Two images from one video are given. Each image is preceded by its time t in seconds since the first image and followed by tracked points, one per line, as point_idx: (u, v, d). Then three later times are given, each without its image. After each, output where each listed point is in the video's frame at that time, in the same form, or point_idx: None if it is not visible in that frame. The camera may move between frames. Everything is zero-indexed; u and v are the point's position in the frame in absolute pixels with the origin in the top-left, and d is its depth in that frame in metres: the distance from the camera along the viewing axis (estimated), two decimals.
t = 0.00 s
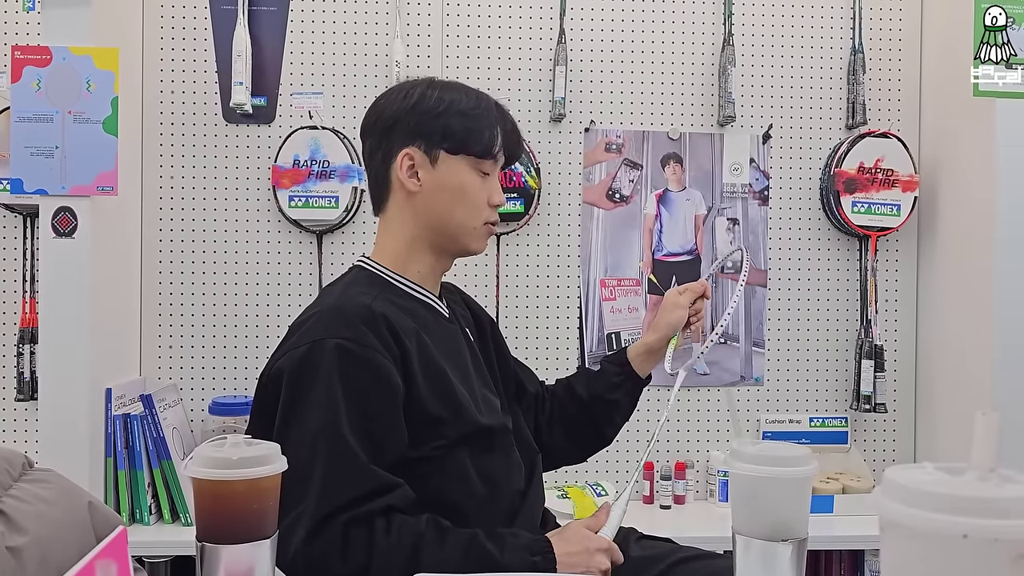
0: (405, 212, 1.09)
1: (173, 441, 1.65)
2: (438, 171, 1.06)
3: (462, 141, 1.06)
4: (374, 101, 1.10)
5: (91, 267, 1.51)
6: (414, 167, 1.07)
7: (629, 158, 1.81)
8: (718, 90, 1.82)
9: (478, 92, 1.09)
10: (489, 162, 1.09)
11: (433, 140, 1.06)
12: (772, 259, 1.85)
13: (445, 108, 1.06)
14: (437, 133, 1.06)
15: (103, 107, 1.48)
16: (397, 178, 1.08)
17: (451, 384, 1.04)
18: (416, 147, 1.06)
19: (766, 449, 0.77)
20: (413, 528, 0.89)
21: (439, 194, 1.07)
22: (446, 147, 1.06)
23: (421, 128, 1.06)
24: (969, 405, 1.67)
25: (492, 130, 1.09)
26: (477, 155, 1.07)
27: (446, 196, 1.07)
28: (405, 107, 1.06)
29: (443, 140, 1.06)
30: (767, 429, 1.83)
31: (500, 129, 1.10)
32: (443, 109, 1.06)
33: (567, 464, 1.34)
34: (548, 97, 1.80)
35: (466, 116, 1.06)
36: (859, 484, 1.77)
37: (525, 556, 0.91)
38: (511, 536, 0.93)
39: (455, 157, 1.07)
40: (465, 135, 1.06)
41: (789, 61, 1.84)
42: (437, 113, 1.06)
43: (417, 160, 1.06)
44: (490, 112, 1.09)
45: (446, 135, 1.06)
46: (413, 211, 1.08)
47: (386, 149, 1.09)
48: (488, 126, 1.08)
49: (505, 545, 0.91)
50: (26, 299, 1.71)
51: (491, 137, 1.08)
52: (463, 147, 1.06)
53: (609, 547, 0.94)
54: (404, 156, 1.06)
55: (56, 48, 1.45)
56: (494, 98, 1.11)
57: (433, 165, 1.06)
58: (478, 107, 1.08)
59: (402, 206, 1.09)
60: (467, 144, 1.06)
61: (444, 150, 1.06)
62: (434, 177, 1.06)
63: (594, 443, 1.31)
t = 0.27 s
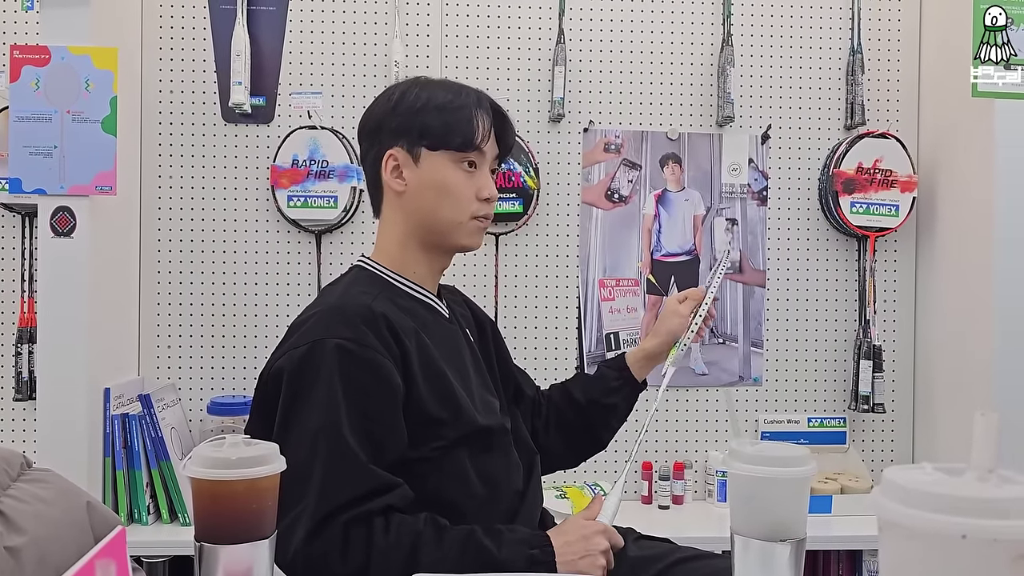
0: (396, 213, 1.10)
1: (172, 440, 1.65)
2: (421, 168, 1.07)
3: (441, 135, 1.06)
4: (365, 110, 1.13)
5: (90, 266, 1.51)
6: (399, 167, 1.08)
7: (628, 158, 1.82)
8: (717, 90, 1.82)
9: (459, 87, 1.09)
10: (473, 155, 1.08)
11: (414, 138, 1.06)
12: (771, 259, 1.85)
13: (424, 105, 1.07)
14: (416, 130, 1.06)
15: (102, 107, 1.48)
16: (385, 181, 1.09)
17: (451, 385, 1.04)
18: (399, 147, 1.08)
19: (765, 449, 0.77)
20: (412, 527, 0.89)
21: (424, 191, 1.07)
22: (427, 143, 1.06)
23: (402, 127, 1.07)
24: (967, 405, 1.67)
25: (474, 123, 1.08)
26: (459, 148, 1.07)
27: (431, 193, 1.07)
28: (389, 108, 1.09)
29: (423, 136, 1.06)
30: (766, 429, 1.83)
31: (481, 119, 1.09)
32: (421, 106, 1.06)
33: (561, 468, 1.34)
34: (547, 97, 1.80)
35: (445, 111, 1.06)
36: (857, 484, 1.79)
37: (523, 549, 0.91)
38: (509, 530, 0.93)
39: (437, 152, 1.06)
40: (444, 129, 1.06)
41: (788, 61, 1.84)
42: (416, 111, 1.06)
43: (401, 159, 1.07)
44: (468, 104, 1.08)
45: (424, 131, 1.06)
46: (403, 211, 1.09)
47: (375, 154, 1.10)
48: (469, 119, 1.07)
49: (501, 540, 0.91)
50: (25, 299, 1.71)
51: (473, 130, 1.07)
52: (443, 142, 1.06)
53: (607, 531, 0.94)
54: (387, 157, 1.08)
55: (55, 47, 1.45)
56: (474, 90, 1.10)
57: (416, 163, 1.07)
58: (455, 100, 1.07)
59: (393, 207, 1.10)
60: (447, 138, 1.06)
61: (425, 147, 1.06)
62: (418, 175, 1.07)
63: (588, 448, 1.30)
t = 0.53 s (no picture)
0: (389, 210, 1.10)
1: (168, 439, 1.65)
2: (414, 164, 1.07)
3: (432, 130, 1.05)
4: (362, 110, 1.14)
5: (86, 264, 1.50)
6: (392, 164, 1.08)
7: (625, 156, 1.82)
8: (713, 89, 1.82)
9: (452, 83, 1.09)
10: (465, 150, 1.08)
11: (406, 135, 1.07)
12: (768, 258, 1.85)
13: (415, 101, 1.07)
14: (406, 127, 1.06)
15: (97, 104, 1.47)
16: (379, 178, 1.10)
17: (447, 383, 1.03)
18: (392, 144, 1.08)
19: (761, 447, 0.77)
20: (405, 526, 0.89)
21: (416, 187, 1.07)
22: (419, 140, 1.06)
23: (394, 124, 1.07)
24: (964, 403, 1.67)
25: (465, 118, 1.08)
26: (451, 144, 1.06)
27: (423, 189, 1.07)
28: (381, 107, 1.09)
29: (414, 132, 1.06)
30: (762, 428, 1.82)
31: (473, 114, 1.08)
32: (412, 104, 1.07)
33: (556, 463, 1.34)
34: (543, 95, 1.80)
35: (436, 107, 1.06)
36: (854, 481, 1.77)
37: (516, 546, 0.91)
38: (501, 527, 0.93)
39: (428, 148, 1.06)
40: (434, 125, 1.05)
41: (784, 59, 1.84)
42: (407, 107, 1.07)
43: (394, 157, 1.08)
44: (459, 99, 1.08)
45: (415, 128, 1.06)
46: (396, 208, 1.09)
47: (369, 152, 1.11)
48: (461, 115, 1.07)
49: (494, 536, 0.91)
50: (20, 297, 1.70)
51: (465, 125, 1.07)
52: (434, 137, 1.06)
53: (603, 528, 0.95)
54: (380, 154, 1.08)
55: (50, 45, 1.45)
56: (466, 85, 1.10)
57: (408, 160, 1.07)
58: (445, 95, 1.07)
59: (387, 204, 1.10)
60: (438, 134, 1.05)
61: (416, 143, 1.06)
62: (410, 172, 1.07)
63: (584, 442, 1.31)
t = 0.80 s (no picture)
0: (390, 210, 1.10)
1: (167, 439, 1.65)
2: (415, 165, 1.07)
3: (434, 131, 1.05)
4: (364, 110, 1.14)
5: (85, 264, 1.50)
6: (393, 164, 1.08)
7: (624, 156, 1.82)
8: (712, 89, 1.82)
9: (453, 84, 1.09)
10: (467, 151, 1.08)
11: (407, 135, 1.07)
12: (767, 258, 1.85)
13: (416, 102, 1.07)
14: (408, 127, 1.06)
15: (97, 104, 1.47)
16: (380, 178, 1.10)
17: (447, 383, 1.03)
18: (393, 144, 1.08)
19: (758, 446, 0.77)
20: (410, 526, 0.89)
21: (417, 188, 1.07)
22: (420, 140, 1.06)
23: (396, 124, 1.07)
24: (962, 403, 1.67)
25: (467, 119, 1.08)
26: (452, 145, 1.06)
27: (424, 189, 1.07)
28: (383, 107, 1.09)
29: (416, 132, 1.06)
30: (761, 428, 1.83)
31: (474, 116, 1.09)
32: (413, 104, 1.07)
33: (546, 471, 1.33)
34: (543, 96, 1.80)
35: (438, 108, 1.06)
36: (851, 482, 1.76)
37: (519, 546, 0.90)
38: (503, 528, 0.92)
39: (429, 149, 1.06)
40: (436, 125, 1.06)
41: (783, 60, 1.85)
42: (408, 108, 1.07)
43: (396, 157, 1.08)
44: (460, 100, 1.08)
45: (416, 128, 1.06)
46: (397, 208, 1.09)
47: (370, 152, 1.11)
48: (462, 115, 1.07)
49: (497, 537, 0.91)
50: (19, 297, 1.70)
51: (466, 126, 1.07)
52: (436, 138, 1.06)
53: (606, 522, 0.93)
54: (382, 154, 1.08)
55: (50, 45, 1.45)
56: (467, 86, 1.10)
57: (410, 160, 1.07)
58: (447, 96, 1.08)
59: (387, 204, 1.10)
60: (439, 134, 1.06)
61: (418, 143, 1.06)
62: (411, 172, 1.07)
63: (576, 446, 1.31)
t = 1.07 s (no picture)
0: (399, 207, 1.09)
1: (168, 437, 1.65)
2: (428, 164, 1.07)
3: (450, 131, 1.06)
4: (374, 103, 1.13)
5: (87, 262, 1.50)
6: (405, 161, 1.07)
7: (625, 155, 1.82)
8: (714, 88, 1.82)
9: (469, 84, 1.09)
10: (481, 154, 1.08)
11: (422, 133, 1.06)
12: (768, 256, 1.85)
13: (433, 100, 1.07)
14: (423, 126, 1.06)
15: (98, 102, 1.47)
16: (390, 173, 1.09)
17: (451, 381, 1.03)
18: (406, 142, 1.07)
19: (760, 444, 0.77)
20: (418, 525, 0.89)
21: (429, 187, 1.07)
22: (435, 140, 1.06)
23: (411, 121, 1.07)
24: (963, 402, 1.67)
25: (483, 121, 1.08)
26: (468, 146, 1.07)
27: (435, 188, 1.07)
28: (397, 101, 1.08)
29: (431, 131, 1.06)
30: (763, 426, 1.83)
31: (491, 119, 1.09)
32: (430, 102, 1.06)
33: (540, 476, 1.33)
34: (544, 94, 1.80)
35: (454, 108, 1.06)
36: (853, 480, 1.78)
37: (526, 545, 0.91)
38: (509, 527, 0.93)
39: (444, 149, 1.06)
40: (452, 126, 1.06)
41: (785, 58, 1.84)
42: (424, 106, 1.06)
43: (409, 154, 1.07)
44: (477, 102, 1.08)
45: (432, 127, 1.06)
46: (406, 206, 1.09)
47: (380, 148, 1.10)
48: (479, 117, 1.07)
49: (503, 536, 0.92)
50: (20, 295, 1.70)
51: (482, 128, 1.07)
52: (451, 139, 1.06)
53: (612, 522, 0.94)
54: (394, 151, 1.08)
55: (51, 43, 1.45)
56: (485, 89, 1.10)
57: (423, 158, 1.07)
58: (464, 97, 1.07)
59: (396, 201, 1.09)
60: (454, 135, 1.06)
61: (433, 143, 1.06)
62: (424, 171, 1.07)
63: (567, 453, 1.31)
